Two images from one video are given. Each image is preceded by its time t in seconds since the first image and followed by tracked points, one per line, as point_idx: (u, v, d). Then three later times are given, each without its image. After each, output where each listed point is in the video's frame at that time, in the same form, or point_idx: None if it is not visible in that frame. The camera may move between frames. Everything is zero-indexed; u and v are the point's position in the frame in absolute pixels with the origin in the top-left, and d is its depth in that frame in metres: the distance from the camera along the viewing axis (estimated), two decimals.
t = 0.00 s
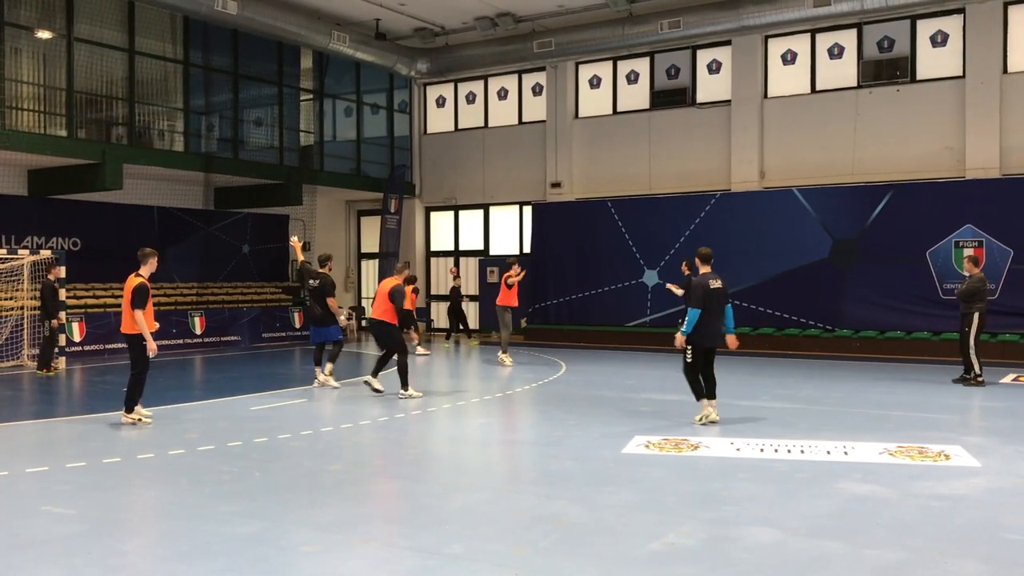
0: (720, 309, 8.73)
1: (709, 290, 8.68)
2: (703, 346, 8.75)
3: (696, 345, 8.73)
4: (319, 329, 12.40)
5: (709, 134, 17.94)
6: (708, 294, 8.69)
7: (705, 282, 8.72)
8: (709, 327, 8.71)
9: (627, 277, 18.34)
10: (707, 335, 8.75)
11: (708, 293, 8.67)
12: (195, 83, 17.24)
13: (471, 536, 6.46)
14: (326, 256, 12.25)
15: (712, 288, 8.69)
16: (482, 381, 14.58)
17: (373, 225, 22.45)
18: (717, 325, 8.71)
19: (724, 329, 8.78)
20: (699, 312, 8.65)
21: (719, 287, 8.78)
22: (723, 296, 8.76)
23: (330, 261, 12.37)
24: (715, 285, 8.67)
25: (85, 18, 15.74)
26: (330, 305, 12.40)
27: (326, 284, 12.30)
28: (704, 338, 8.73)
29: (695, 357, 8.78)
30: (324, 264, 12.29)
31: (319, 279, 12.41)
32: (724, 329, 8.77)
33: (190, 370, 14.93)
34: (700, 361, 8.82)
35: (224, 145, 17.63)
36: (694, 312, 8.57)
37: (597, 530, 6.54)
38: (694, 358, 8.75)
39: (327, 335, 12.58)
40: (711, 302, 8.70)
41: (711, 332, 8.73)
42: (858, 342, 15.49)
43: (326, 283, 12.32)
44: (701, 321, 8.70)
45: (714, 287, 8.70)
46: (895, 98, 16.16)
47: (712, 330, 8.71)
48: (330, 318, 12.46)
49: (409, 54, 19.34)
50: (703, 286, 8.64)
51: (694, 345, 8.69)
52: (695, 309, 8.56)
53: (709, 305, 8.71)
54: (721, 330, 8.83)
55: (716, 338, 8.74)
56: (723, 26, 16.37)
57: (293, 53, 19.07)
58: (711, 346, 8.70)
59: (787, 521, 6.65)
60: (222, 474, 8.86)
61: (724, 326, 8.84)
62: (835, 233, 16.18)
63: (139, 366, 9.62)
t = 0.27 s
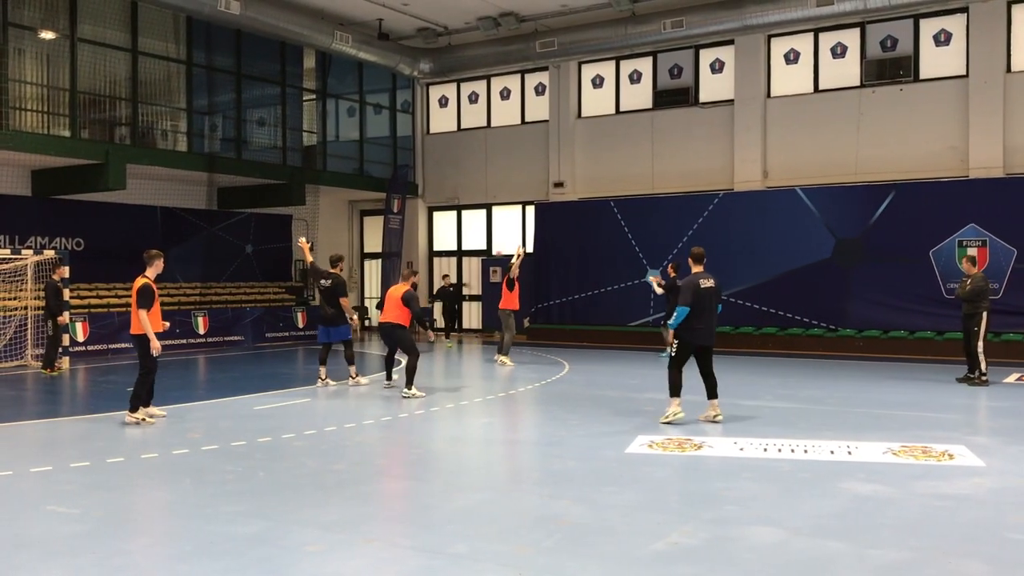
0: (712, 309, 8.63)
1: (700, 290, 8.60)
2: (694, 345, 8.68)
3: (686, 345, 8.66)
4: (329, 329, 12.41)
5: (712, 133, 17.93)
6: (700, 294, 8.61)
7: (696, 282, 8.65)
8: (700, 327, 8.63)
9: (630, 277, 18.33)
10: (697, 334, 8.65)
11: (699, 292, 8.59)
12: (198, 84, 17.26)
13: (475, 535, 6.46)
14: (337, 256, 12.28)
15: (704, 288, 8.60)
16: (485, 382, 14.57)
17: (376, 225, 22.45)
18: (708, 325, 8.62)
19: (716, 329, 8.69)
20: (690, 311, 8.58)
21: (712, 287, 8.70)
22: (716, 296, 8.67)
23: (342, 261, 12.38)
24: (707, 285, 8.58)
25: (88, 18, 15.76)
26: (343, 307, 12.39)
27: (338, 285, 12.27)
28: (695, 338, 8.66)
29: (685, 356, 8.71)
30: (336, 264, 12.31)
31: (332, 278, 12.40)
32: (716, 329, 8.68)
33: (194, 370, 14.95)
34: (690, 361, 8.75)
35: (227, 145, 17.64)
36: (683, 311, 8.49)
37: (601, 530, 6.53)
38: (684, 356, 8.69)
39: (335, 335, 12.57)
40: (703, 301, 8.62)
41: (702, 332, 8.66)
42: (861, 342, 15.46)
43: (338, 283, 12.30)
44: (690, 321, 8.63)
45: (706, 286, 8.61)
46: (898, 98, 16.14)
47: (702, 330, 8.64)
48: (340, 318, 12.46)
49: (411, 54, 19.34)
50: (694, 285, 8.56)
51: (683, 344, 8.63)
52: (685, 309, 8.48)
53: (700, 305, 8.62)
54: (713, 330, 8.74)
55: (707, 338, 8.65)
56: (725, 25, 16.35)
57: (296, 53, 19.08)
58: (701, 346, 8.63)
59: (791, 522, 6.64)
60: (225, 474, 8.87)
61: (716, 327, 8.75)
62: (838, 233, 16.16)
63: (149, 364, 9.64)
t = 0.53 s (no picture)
0: (701, 309, 8.51)
1: (685, 290, 8.55)
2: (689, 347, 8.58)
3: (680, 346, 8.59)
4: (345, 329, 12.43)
5: (718, 133, 17.91)
6: (686, 294, 8.55)
7: (682, 283, 8.62)
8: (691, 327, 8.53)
9: (636, 277, 18.32)
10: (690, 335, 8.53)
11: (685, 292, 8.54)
12: (204, 84, 17.29)
13: (482, 535, 6.47)
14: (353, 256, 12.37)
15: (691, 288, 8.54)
16: (492, 381, 14.59)
17: (381, 225, 22.47)
18: (698, 325, 8.49)
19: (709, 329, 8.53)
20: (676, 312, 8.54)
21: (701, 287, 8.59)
22: (704, 296, 8.54)
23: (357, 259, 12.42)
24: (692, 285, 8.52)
25: (94, 19, 15.80)
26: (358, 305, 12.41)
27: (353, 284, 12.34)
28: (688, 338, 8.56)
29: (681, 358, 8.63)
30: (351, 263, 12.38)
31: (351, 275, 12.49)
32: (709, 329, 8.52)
33: (200, 370, 14.98)
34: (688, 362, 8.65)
35: (233, 145, 17.68)
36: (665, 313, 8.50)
37: (608, 530, 6.53)
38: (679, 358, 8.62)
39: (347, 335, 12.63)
40: (690, 301, 8.54)
41: (694, 333, 8.56)
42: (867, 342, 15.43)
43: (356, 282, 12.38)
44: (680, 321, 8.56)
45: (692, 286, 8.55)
46: (905, 97, 16.09)
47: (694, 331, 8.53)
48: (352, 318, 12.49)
49: (416, 55, 19.34)
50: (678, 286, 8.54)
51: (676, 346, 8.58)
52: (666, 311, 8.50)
53: (688, 306, 8.55)
54: (708, 330, 8.58)
55: (699, 338, 8.53)
56: (731, 25, 16.31)
57: (302, 53, 19.10)
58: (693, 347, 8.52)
59: (797, 522, 6.62)
60: (232, 474, 8.89)
61: (711, 326, 8.58)
62: (844, 232, 16.13)
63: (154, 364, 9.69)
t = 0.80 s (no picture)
0: (690, 308, 8.43)
1: (671, 291, 8.49)
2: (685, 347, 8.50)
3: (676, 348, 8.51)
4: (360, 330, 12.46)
5: (725, 133, 17.88)
6: (673, 296, 8.51)
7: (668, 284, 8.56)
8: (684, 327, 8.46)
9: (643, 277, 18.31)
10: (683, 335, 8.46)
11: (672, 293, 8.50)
12: (212, 86, 17.34)
13: (492, 535, 6.48)
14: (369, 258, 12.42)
15: (677, 290, 8.50)
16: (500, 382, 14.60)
17: (388, 226, 22.49)
18: (689, 325, 8.40)
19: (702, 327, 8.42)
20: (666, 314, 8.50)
21: (689, 286, 8.51)
22: (692, 295, 8.46)
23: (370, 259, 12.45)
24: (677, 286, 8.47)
25: (103, 22, 15.86)
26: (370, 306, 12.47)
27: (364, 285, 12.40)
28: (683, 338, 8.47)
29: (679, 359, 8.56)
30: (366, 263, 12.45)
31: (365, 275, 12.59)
32: (702, 327, 8.41)
33: (208, 371, 15.02)
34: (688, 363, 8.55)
35: (241, 147, 17.72)
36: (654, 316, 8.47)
37: (617, 530, 6.53)
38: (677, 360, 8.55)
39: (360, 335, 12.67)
40: (679, 302, 8.49)
41: (687, 333, 8.48)
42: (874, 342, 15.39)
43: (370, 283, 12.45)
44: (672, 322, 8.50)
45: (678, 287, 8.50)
46: (913, 96, 16.05)
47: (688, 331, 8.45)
48: (364, 320, 12.50)
49: (423, 56, 19.36)
50: (663, 288, 8.52)
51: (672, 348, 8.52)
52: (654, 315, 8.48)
53: (676, 307, 8.51)
54: (701, 329, 8.47)
55: (694, 338, 8.43)
56: (738, 24, 16.29)
57: (309, 55, 19.14)
58: (688, 347, 8.44)
59: (806, 522, 6.61)
60: (242, 474, 8.92)
61: (704, 324, 8.46)
62: (852, 232, 16.10)
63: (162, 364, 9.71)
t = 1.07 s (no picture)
0: (689, 313, 8.43)
1: (673, 294, 8.49)
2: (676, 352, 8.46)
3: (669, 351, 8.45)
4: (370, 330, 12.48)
5: (733, 134, 17.86)
6: (672, 298, 8.50)
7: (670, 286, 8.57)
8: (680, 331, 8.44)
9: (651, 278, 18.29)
10: (676, 337, 8.42)
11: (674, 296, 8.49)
12: (220, 89, 17.38)
13: (502, 536, 6.48)
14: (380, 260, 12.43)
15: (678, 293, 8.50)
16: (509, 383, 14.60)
17: (396, 228, 22.51)
18: (687, 328, 8.38)
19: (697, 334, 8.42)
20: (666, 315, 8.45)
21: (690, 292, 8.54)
22: (692, 301, 8.48)
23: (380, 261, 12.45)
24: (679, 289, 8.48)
25: (111, 25, 15.93)
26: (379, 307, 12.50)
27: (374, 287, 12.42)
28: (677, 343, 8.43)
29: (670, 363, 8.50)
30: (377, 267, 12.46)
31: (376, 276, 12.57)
32: (697, 334, 8.43)
33: (217, 373, 15.06)
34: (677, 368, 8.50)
35: (249, 150, 17.76)
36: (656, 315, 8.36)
37: (626, 532, 6.52)
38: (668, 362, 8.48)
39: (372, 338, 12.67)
40: (678, 305, 8.48)
41: (680, 337, 8.43)
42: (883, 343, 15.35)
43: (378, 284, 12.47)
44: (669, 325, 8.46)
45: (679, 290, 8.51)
46: (921, 96, 16.01)
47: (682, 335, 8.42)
48: (374, 322, 12.51)
49: (430, 58, 19.38)
50: (664, 289, 8.50)
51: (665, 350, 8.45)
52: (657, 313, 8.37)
53: (675, 309, 8.48)
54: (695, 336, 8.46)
55: (687, 344, 8.42)
56: (746, 25, 16.26)
57: (317, 58, 19.18)
58: (681, 351, 8.40)
59: (816, 524, 6.59)
60: (251, 476, 8.94)
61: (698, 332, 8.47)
62: (860, 233, 16.05)
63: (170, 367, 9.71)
